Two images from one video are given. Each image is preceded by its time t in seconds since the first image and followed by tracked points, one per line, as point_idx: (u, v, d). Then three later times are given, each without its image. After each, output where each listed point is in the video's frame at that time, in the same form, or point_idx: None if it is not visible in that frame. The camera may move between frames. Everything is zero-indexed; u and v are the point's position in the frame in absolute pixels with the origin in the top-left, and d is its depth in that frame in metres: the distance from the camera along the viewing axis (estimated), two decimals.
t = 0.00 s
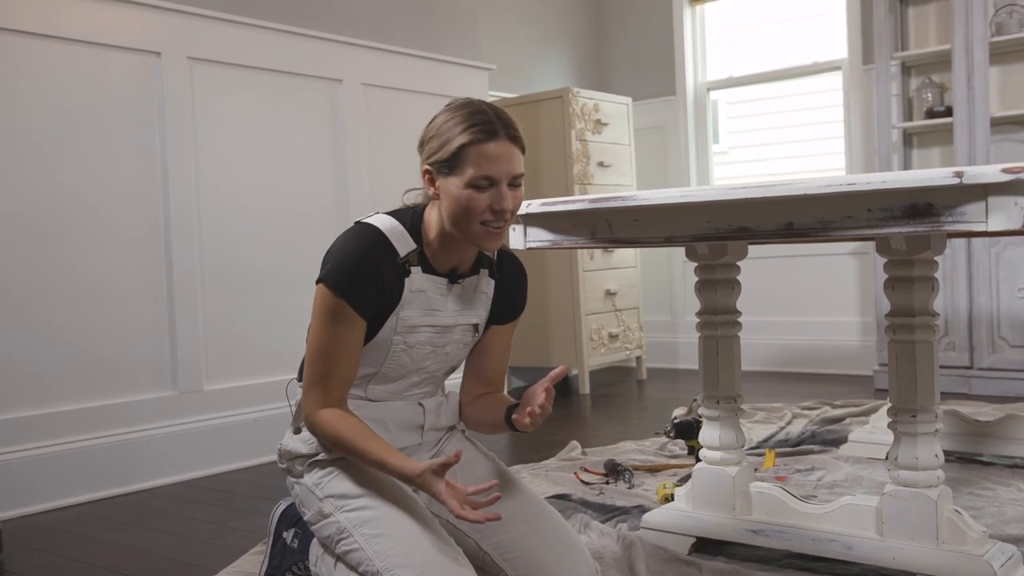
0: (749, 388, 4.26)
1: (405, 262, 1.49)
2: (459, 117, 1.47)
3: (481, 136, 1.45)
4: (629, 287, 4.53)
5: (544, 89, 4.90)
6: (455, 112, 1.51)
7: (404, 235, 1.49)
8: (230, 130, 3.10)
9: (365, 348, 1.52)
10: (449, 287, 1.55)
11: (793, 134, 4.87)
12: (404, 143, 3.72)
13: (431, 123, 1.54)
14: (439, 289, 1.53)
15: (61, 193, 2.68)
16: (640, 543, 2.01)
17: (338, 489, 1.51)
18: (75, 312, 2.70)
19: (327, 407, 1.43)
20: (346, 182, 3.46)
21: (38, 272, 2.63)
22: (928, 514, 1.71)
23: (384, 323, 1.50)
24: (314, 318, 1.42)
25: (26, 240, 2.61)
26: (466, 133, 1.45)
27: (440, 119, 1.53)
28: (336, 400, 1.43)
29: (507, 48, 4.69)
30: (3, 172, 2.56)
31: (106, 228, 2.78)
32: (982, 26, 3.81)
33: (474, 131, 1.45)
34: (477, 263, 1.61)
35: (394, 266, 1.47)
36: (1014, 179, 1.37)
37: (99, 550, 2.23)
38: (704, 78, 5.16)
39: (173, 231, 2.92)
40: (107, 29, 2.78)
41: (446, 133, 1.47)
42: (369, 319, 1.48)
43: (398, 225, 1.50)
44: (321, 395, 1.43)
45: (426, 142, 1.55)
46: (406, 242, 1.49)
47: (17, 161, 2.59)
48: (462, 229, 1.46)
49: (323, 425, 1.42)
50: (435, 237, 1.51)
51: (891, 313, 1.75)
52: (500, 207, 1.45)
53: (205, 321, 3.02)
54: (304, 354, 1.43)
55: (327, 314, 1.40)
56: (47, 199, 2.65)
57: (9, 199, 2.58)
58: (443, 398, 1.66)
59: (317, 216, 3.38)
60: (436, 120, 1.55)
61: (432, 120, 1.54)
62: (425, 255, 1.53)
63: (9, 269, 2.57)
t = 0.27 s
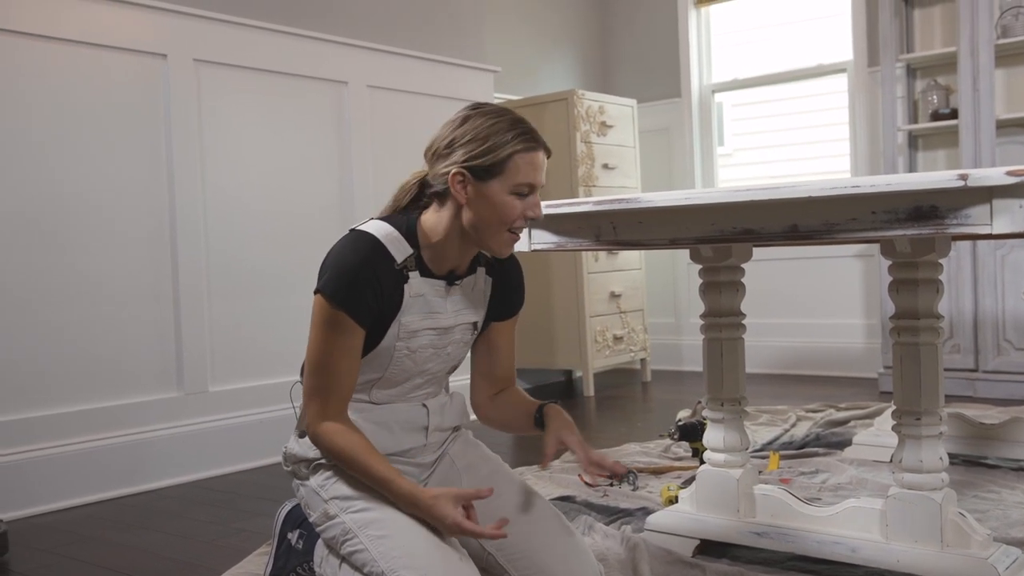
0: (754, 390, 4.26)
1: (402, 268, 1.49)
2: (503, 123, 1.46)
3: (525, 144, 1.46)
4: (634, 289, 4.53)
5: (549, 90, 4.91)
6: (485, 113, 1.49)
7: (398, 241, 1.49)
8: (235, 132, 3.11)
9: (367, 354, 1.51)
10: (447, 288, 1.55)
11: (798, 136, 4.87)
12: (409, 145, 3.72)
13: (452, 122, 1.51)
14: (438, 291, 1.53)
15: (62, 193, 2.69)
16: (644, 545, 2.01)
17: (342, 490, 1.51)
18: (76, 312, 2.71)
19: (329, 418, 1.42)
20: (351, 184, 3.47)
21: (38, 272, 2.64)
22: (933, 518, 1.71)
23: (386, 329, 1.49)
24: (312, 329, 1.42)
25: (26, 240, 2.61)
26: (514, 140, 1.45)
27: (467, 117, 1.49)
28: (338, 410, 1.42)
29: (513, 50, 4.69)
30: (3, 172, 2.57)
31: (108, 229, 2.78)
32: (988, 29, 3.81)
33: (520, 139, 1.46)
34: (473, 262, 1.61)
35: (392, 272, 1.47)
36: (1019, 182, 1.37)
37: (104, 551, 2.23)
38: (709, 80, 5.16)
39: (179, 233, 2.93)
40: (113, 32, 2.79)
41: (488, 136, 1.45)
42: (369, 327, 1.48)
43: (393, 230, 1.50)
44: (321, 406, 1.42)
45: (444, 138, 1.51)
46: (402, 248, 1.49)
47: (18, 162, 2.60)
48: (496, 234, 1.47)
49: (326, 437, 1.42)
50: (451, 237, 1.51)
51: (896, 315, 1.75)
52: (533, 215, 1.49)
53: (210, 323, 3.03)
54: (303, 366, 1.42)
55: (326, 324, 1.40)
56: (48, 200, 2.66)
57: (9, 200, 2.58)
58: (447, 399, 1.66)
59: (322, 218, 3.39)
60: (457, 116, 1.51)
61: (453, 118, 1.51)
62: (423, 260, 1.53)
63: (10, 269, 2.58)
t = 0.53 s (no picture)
0: (748, 384, 4.27)
1: (393, 263, 1.49)
2: (498, 119, 1.47)
3: (520, 140, 1.47)
4: (628, 283, 4.54)
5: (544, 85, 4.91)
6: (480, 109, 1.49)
7: (389, 236, 1.49)
8: (229, 127, 3.10)
9: (358, 352, 1.52)
10: (438, 284, 1.55)
11: (792, 131, 4.88)
12: (403, 140, 3.72)
13: (446, 118, 1.51)
14: (428, 285, 1.53)
15: (61, 193, 2.69)
16: (638, 538, 2.02)
17: (335, 484, 1.51)
18: (75, 310, 2.71)
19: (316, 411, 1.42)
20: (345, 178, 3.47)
21: (38, 272, 2.64)
22: (924, 510, 1.72)
23: (378, 326, 1.50)
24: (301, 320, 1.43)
25: (26, 239, 2.61)
26: (510, 136, 1.46)
27: (462, 114, 1.50)
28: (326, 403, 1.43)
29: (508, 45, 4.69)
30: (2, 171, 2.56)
31: (106, 228, 2.79)
32: (981, 23, 3.82)
33: (515, 134, 1.47)
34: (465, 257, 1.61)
35: (383, 267, 1.47)
36: (1010, 176, 1.38)
37: (99, 545, 2.23)
38: (704, 75, 5.17)
39: (173, 228, 2.93)
40: (107, 26, 2.79)
41: (485, 132, 1.46)
42: (360, 323, 1.48)
43: (383, 226, 1.50)
44: (308, 398, 1.42)
45: (439, 134, 1.51)
46: (392, 243, 1.49)
47: (20, 161, 2.60)
48: (492, 229, 1.48)
49: (318, 426, 1.42)
50: (445, 233, 1.51)
51: (888, 309, 1.76)
52: (527, 211, 1.50)
53: (204, 318, 3.03)
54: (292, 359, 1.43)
55: (316, 318, 1.40)
56: (48, 199, 2.66)
57: (9, 200, 2.58)
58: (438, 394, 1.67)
59: (316, 212, 3.38)
60: (451, 112, 1.51)
61: (447, 114, 1.51)
62: (414, 255, 1.52)
63: (9, 269, 2.58)
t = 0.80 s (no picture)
0: (742, 384, 4.28)
1: (387, 262, 1.49)
2: (494, 119, 1.47)
3: (516, 141, 1.47)
4: (622, 283, 4.54)
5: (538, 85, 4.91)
6: (475, 108, 1.49)
7: (382, 235, 1.50)
8: (223, 126, 3.10)
9: (351, 351, 1.51)
10: (433, 283, 1.55)
11: (785, 131, 4.89)
12: (398, 140, 3.72)
13: (442, 118, 1.51)
14: (422, 285, 1.53)
15: (59, 193, 2.69)
16: (633, 537, 2.02)
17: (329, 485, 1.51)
18: (73, 310, 2.71)
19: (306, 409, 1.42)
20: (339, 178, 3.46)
21: (38, 272, 2.64)
22: (918, 508, 1.73)
23: (371, 325, 1.49)
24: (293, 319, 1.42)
25: (25, 240, 2.62)
26: (505, 136, 1.46)
27: (457, 113, 1.50)
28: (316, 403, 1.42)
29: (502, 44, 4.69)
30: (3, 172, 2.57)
31: (105, 228, 2.79)
32: (973, 23, 3.83)
33: (511, 134, 1.47)
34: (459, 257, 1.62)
35: (376, 266, 1.47)
36: (1003, 176, 1.39)
37: (94, 546, 2.23)
38: (697, 74, 5.17)
39: (167, 228, 2.92)
40: (100, 25, 2.78)
41: (480, 132, 1.46)
42: (353, 323, 1.48)
43: (377, 224, 1.50)
44: (299, 396, 1.41)
45: (434, 134, 1.51)
46: (386, 242, 1.50)
47: (19, 162, 2.60)
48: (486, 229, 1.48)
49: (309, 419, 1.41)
50: (439, 232, 1.50)
51: (882, 308, 1.77)
52: (522, 211, 1.50)
53: (198, 318, 3.02)
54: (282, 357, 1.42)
55: (309, 316, 1.40)
56: (48, 199, 2.66)
57: (9, 200, 2.58)
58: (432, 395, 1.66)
59: (310, 212, 3.38)
60: (446, 112, 1.51)
61: (442, 113, 1.51)
62: (407, 254, 1.52)
63: (10, 269, 2.58)
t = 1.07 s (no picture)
0: (736, 383, 4.28)
1: (386, 261, 1.49)
2: (495, 120, 1.47)
3: (516, 142, 1.47)
4: (617, 282, 4.54)
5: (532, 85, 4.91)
6: (476, 109, 1.49)
7: (382, 234, 1.49)
8: (217, 126, 3.09)
9: (348, 350, 1.51)
10: (430, 283, 1.55)
11: (780, 131, 4.90)
12: (392, 140, 3.71)
13: (443, 117, 1.51)
14: (420, 284, 1.53)
15: (55, 193, 2.68)
16: (629, 537, 2.02)
17: (326, 485, 1.51)
18: (71, 310, 2.71)
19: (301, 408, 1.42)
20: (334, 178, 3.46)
21: (37, 272, 2.64)
22: (914, 506, 1.73)
23: (368, 324, 1.49)
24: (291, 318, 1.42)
25: (21, 240, 2.61)
26: (505, 136, 1.46)
27: (458, 113, 1.50)
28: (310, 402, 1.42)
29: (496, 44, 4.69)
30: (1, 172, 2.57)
31: (103, 228, 2.79)
32: (967, 23, 3.84)
33: (511, 135, 1.47)
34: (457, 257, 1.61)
35: (375, 265, 1.47)
36: (998, 175, 1.39)
37: (88, 547, 2.22)
38: (692, 74, 5.18)
39: (162, 227, 2.91)
40: (94, 24, 2.77)
41: (480, 132, 1.46)
42: (350, 322, 1.47)
43: (376, 224, 1.50)
44: (293, 395, 1.41)
45: (435, 133, 1.51)
46: (385, 241, 1.49)
47: (17, 163, 2.60)
48: (484, 229, 1.48)
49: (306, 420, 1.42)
50: (437, 232, 1.50)
51: (877, 308, 1.77)
52: (521, 212, 1.50)
53: (193, 318, 3.02)
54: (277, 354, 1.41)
55: (307, 316, 1.40)
56: (47, 200, 2.66)
57: (9, 200, 2.58)
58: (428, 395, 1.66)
59: (305, 212, 3.37)
60: (448, 111, 1.51)
61: (444, 113, 1.51)
62: (406, 253, 1.52)
63: (9, 269, 2.58)
